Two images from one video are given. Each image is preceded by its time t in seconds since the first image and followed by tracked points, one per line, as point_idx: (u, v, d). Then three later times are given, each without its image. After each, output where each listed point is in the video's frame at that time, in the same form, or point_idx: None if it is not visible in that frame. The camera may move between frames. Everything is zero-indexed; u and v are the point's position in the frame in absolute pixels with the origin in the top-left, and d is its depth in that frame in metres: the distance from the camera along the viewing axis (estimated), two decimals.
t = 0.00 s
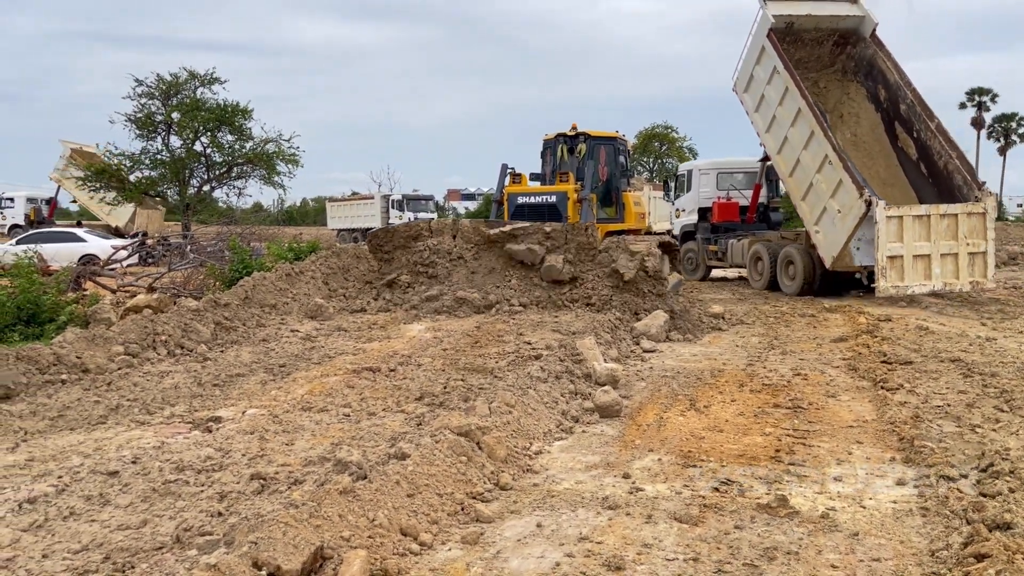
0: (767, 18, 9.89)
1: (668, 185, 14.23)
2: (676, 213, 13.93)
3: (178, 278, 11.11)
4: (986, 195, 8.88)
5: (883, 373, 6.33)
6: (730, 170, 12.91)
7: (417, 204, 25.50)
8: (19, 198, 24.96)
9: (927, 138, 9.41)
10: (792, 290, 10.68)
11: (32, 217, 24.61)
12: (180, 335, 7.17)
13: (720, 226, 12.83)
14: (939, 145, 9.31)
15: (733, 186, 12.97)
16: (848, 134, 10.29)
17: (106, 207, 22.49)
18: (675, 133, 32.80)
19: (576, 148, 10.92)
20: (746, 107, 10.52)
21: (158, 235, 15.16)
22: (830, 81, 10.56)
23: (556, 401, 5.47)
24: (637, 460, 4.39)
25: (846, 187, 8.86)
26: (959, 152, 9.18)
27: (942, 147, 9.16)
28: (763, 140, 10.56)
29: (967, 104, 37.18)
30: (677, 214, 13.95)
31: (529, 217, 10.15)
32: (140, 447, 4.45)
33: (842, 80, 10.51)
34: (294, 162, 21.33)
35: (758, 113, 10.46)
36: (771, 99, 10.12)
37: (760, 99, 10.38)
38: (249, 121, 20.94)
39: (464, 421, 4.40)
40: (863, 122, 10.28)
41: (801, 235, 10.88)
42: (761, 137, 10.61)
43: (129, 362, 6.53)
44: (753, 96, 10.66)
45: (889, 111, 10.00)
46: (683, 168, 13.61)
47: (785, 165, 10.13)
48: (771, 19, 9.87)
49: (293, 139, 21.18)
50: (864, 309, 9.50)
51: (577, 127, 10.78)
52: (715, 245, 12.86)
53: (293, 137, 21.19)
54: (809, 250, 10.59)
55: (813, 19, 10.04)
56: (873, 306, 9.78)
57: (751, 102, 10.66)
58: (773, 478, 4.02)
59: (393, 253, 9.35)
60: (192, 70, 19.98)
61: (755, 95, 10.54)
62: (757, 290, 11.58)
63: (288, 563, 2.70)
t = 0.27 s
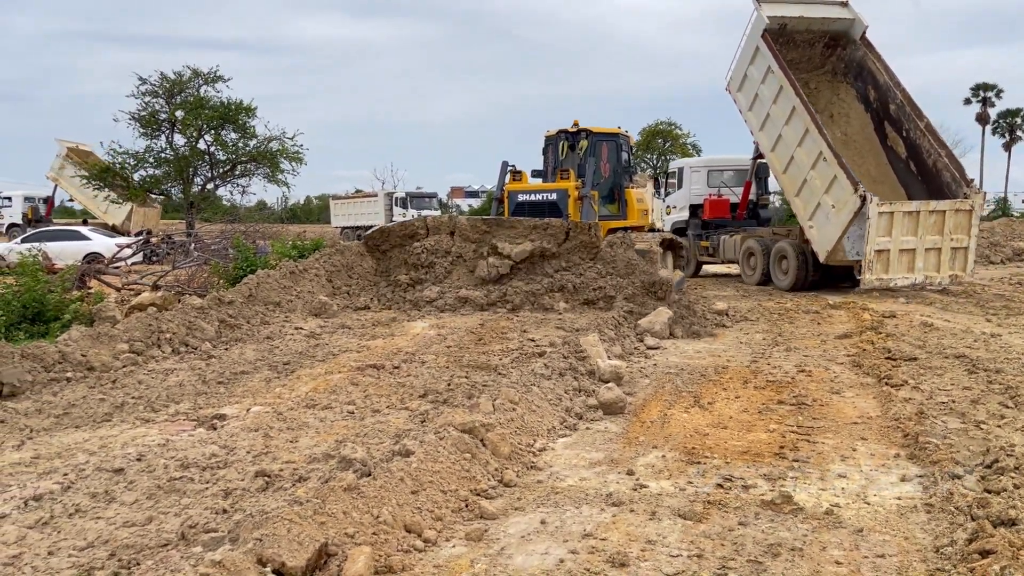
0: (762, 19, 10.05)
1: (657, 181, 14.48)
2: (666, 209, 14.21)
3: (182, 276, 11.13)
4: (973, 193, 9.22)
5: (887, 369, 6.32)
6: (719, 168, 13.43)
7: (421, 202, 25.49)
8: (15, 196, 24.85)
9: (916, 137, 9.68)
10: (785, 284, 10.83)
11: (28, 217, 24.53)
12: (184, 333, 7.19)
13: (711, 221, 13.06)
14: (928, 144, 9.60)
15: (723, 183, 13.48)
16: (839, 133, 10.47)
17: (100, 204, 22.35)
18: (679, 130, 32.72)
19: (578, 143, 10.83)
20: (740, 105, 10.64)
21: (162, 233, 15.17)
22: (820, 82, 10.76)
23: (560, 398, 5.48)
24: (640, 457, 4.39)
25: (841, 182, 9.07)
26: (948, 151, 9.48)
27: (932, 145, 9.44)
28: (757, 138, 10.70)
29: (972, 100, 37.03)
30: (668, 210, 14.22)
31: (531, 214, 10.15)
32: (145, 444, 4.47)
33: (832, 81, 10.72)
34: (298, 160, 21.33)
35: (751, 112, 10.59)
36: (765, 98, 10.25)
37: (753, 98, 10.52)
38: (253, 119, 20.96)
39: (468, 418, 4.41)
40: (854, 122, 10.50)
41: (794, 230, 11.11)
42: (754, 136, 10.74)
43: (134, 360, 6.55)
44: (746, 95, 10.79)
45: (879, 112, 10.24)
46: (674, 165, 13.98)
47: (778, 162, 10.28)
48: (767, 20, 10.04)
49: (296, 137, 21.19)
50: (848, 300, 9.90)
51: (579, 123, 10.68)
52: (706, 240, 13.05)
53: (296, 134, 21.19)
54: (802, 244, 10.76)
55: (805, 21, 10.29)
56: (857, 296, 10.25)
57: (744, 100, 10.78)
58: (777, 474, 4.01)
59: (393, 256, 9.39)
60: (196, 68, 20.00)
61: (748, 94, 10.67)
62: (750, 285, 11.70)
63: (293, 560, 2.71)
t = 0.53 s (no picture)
0: (757, 20, 10.07)
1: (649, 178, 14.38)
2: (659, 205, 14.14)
3: (189, 273, 11.16)
4: (965, 188, 9.25)
5: (894, 365, 6.30)
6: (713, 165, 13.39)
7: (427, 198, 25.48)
8: (16, 193, 24.85)
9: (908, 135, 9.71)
10: (781, 278, 10.99)
11: (30, 215, 24.52)
12: (191, 329, 7.22)
13: (705, 218, 13.12)
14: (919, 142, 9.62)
15: (717, 180, 13.44)
16: (832, 132, 10.50)
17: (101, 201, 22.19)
18: (686, 126, 32.62)
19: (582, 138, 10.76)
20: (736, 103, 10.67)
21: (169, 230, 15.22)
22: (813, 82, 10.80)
23: (566, 394, 5.48)
24: (646, 453, 4.39)
25: (837, 176, 9.11)
26: (938, 148, 9.50)
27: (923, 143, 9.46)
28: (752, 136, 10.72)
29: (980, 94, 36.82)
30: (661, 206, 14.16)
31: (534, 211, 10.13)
32: (152, 440, 4.49)
33: (826, 81, 10.76)
34: (305, 157, 21.35)
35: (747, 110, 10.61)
36: (761, 96, 10.29)
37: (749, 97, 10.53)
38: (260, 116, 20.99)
39: (474, 414, 4.42)
40: (846, 122, 10.54)
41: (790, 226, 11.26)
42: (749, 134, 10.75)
43: (142, 356, 6.58)
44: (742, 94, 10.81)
45: (871, 111, 10.28)
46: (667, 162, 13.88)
47: (774, 159, 10.30)
48: (762, 20, 10.07)
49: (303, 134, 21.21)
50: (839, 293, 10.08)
51: (583, 118, 10.60)
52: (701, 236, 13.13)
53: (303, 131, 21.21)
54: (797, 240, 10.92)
55: (799, 23, 10.30)
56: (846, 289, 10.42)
57: (739, 99, 10.82)
58: (782, 470, 4.01)
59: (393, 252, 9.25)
60: (203, 65, 20.04)
61: (744, 93, 10.69)
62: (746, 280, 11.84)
63: (299, 554, 2.72)
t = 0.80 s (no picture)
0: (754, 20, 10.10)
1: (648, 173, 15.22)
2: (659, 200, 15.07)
3: (200, 269, 11.21)
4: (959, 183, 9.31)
5: (905, 361, 6.27)
6: (708, 163, 14.34)
7: (436, 194, 25.47)
8: (21, 191, 24.92)
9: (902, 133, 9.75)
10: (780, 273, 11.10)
11: (36, 212, 24.52)
12: (202, 325, 7.26)
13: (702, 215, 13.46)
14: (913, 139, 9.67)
15: (712, 177, 14.36)
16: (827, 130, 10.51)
17: (105, 198, 21.96)
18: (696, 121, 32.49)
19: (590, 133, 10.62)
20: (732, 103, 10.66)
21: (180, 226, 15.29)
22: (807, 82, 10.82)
23: (575, 390, 5.49)
24: (655, 448, 4.39)
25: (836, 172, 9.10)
26: (933, 145, 9.55)
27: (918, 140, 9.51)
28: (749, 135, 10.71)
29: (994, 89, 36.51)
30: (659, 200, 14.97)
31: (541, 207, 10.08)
32: (164, 434, 4.53)
33: (819, 81, 10.78)
34: (315, 153, 21.38)
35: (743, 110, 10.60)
36: (758, 95, 10.29)
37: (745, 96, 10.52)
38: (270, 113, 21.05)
39: (483, 409, 4.43)
40: (840, 120, 10.56)
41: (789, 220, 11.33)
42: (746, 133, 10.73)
43: (153, 352, 6.62)
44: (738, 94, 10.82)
45: (865, 110, 10.32)
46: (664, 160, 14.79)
47: (771, 157, 10.29)
48: (758, 21, 10.11)
49: (313, 130, 21.24)
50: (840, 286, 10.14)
51: (591, 113, 10.45)
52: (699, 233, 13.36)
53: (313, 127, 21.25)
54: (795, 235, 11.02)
55: (794, 24, 10.35)
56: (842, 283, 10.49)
57: (736, 99, 10.82)
58: (792, 466, 4.00)
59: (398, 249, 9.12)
60: (213, 61, 20.10)
61: (740, 93, 10.69)
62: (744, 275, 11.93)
63: (309, 548, 2.73)
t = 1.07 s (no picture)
0: (753, 20, 10.25)
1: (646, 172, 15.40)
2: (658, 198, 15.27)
3: (215, 265, 11.28)
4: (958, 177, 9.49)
5: (920, 358, 6.22)
6: (707, 160, 14.59)
7: (450, 190, 25.46)
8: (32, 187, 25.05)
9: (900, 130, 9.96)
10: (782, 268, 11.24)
11: (48, 208, 24.65)
12: (217, 321, 7.30)
13: (702, 212, 13.48)
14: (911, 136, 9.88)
15: (711, 175, 14.65)
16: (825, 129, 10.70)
17: (115, 194, 21.99)
18: (711, 117, 32.30)
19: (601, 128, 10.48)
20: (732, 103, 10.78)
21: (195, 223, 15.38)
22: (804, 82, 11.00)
23: (587, 386, 5.49)
24: (667, 445, 4.38)
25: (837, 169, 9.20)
26: (930, 141, 9.78)
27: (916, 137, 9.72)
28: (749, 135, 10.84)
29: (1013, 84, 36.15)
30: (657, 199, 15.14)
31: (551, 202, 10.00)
32: (178, 429, 4.56)
33: (816, 81, 10.96)
34: (329, 150, 21.45)
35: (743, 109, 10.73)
36: (757, 95, 10.41)
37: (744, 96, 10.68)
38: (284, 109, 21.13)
39: (495, 405, 4.44)
40: (838, 119, 10.75)
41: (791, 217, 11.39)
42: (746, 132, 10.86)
43: (169, 348, 6.67)
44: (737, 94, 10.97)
45: (862, 109, 10.52)
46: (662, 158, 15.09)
47: (772, 155, 10.40)
48: (756, 21, 10.26)
49: (326, 126, 21.30)
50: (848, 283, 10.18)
51: (602, 108, 10.31)
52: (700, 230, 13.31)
53: (326, 124, 21.30)
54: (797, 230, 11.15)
55: (792, 25, 10.52)
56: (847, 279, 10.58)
57: (735, 99, 10.94)
58: (805, 463, 3.98)
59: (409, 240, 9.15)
60: (228, 58, 20.19)
61: (740, 93, 10.84)
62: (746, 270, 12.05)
63: (319, 543, 2.75)
